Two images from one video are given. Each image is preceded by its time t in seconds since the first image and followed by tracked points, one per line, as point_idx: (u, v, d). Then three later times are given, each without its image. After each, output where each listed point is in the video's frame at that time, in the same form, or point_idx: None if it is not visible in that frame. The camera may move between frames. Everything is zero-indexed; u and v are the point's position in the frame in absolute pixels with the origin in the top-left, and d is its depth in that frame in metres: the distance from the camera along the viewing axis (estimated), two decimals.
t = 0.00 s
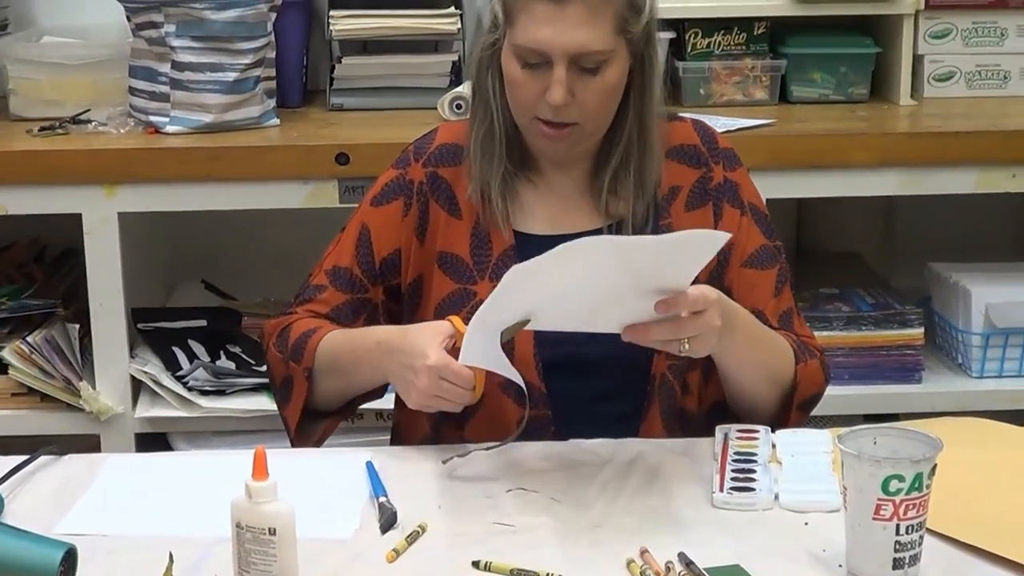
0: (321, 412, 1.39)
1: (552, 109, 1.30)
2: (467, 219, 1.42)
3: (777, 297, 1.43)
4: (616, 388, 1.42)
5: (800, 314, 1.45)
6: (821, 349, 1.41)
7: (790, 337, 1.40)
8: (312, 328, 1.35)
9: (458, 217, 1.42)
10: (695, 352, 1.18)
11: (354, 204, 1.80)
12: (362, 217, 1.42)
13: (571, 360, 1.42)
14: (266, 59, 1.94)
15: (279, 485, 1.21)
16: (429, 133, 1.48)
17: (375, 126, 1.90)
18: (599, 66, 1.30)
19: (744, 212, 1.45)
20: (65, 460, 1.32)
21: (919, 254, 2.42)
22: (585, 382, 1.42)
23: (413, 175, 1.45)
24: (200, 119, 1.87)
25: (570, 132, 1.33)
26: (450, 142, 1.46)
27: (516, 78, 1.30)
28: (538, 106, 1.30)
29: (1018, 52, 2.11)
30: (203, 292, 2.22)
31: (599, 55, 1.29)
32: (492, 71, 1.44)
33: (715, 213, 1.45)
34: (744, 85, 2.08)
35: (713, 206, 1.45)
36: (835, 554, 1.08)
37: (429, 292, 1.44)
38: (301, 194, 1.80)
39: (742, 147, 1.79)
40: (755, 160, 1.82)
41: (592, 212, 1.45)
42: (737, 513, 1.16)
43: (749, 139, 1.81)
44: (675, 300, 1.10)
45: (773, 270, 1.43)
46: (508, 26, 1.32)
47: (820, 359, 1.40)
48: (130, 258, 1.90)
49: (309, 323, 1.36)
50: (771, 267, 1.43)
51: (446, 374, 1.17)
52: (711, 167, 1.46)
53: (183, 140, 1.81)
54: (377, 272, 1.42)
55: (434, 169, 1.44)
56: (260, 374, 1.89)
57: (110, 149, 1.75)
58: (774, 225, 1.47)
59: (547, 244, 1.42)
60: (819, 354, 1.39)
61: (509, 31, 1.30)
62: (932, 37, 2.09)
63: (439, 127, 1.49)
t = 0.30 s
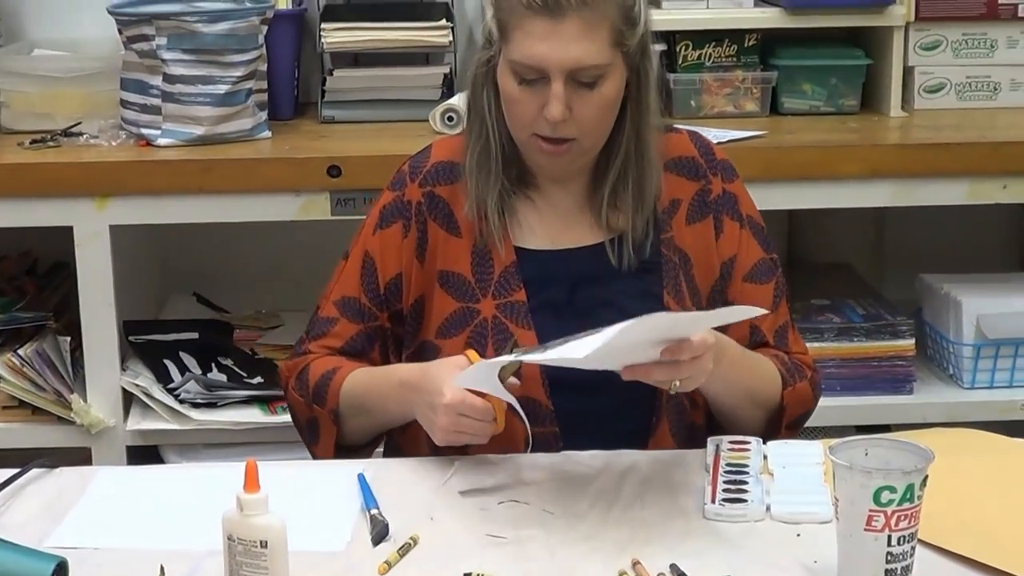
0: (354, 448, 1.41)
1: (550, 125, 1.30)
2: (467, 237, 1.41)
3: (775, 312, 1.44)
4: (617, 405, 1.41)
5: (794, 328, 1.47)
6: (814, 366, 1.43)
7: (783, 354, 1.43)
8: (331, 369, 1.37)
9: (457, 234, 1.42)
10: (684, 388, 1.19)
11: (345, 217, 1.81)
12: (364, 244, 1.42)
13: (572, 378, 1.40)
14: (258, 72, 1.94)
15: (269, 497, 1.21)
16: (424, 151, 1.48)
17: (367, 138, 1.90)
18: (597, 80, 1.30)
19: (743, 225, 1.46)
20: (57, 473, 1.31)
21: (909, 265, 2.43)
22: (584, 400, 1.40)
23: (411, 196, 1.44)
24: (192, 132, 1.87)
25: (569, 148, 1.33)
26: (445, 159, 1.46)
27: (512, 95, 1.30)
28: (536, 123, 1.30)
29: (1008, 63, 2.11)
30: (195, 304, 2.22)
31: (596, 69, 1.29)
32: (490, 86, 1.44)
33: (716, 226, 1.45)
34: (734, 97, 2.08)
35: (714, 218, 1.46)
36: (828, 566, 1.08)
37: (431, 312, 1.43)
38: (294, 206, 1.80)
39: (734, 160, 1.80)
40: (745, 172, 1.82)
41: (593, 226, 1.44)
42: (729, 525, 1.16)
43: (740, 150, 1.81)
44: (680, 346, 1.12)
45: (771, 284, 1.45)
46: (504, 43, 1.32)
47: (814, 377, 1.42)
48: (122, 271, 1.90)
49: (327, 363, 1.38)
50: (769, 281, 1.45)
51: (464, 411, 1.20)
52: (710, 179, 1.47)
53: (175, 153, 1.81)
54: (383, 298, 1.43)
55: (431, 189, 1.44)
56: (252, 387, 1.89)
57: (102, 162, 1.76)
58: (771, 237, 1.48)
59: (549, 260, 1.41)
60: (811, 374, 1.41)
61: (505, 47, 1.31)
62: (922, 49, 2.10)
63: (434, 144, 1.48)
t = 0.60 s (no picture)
0: (356, 448, 1.41)
1: (553, 126, 1.30)
2: (469, 237, 1.41)
3: (777, 318, 1.44)
4: (618, 405, 1.41)
5: (795, 334, 1.47)
6: (814, 373, 1.44)
7: (785, 360, 1.43)
8: (335, 368, 1.37)
9: (460, 234, 1.42)
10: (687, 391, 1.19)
11: (343, 217, 1.81)
12: (368, 242, 1.42)
13: (574, 378, 1.40)
14: (255, 72, 1.94)
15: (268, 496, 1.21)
16: (427, 149, 1.48)
17: (365, 138, 1.90)
18: (601, 81, 1.29)
19: (746, 230, 1.46)
20: (54, 473, 1.31)
21: (907, 266, 2.43)
22: (585, 400, 1.40)
23: (414, 195, 1.44)
24: (190, 132, 1.87)
25: (573, 149, 1.32)
26: (449, 158, 1.46)
27: (516, 96, 1.30)
28: (539, 123, 1.30)
29: (1006, 63, 2.11)
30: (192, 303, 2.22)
31: (600, 70, 1.28)
32: (493, 86, 1.43)
33: (719, 230, 1.45)
34: (732, 97, 2.08)
35: (718, 222, 1.45)
36: (826, 566, 1.08)
37: (433, 311, 1.43)
38: (292, 206, 1.80)
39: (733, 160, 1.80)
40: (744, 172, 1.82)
41: (597, 227, 1.43)
42: (728, 525, 1.16)
43: (738, 151, 1.81)
44: (686, 348, 1.11)
45: (774, 290, 1.45)
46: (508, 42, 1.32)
47: (814, 383, 1.42)
48: (120, 271, 1.90)
49: (330, 361, 1.38)
50: (772, 287, 1.45)
51: (467, 415, 1.20)
52: (714, 183, 1.46)
53: (172, 153, 1.81)
54: (387, 297, 1.43)
55: (435, 188, 1.44)
56: (250, 387, 1.89)
57: (100, 162, 1.76)
58: (774, 243, 1.48)
59: (552, 261, 1.41)
60: (811, 380, 1.42)
61: (509, 48, 1.31)
62: (920, 49, 2.10)
63: (437, 143, 1.48)
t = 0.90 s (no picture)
0: (332, 450, 1.41)
1: (522, 133, 1.30)
2: (442, 241, 1.41)
3: (750, 327, 1.44)
4: (587, 408, 1.41)
5: (768, 344, 1.47)
6: (788, 382, 1.43)
7: (759, 369, 1.43)
8: (310, 372, 1.36)
9: (433, 237, 1.42)
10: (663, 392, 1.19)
11: (318, 223, 1.82)
12: (343, 245, 1.42)
13: (544, 382, 1.40)
14: (228, 78, 1.94)
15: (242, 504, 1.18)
16: (402, 153, 1.48)
17: (339, 144, 1.91)
18: (568, 88, 1.30)
19: (720, 238, 1.46)
20: (29, 481, 1.28)
21: (881, 267, 2.44)
22: (555, 402, 1.41)
23: (388, 198, 1.44)
24: (163, 138, 1.88)
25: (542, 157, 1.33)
26: (423, 162, 1.46)
27: (485, 103, 1.30)
28: (508, 130, 1.30)
29: (978, 65, 2.13)
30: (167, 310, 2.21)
31: (568, 77, 1.29)
32: (464, 91, 1.43)
33: (693, 238, 1.45)
34: (705, 101, 2.09)
35: (692, 230, 1.45)
36: (800, 568, 1.07)
37: (406, 315, 1.43)
38: (266, 213, 1.81)
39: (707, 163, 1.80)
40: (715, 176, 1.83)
41: (570, 231, 1.44)
42: (704, 527, 1.15)
43: (710, 154, 1.82)
44: (640, 344, 1.12)
45: (747, 298, 1.45)
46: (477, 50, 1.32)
47: (788, 391, 1.42)
48: (93, 279, 1.91)
49: (304, 365, 1.37)
50: (745, 296, 1.45)
51: (441, 411, 1.20)
52: (688, 191, 1.47)
53: (145, 159, 1.81)
54: (361, 300, 1.42)
55: (409, 191, 1.44)
56: (224, 393, 1.88)
57: (71, 170, 1.76)
58: (749, 252, 1.48)
59: (526, 266, 1.41)
60: (785, 388, 1.42)
61: (477, 56, 1.31)
62: (892, 51, 2.11)
63: (412, 146, 1.48)
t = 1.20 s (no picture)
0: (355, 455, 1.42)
1: (525, 141, 1.30)
2: (446, 247, 1.42)
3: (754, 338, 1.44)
4: (592, 417, 1.41)
5: (772, 355, 1.47)
6: (792, 393, 1.43)
7: (762, 380, 1.43)
8: (326, 386, 1.37)
9: (438, 243, 1.42)
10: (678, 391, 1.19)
11: (322, 230, 1.82)
12: (352, 253, 1.43)
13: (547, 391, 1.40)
14: (232, 86, 1.94)
15: (245, 512, 1.19)
16: (409, 159, 1.48)
17: (343, 152, 1.91)
18: (572, 97, 1.30)
19: (726, 249, 1.45)
20: (32, 489, 1.28)
21: (884, 276, 2.44)
22: (560, 411, 1.41)
23: (395, 205, 1.44)
24: (167, 146, 1.88)
25: (546, 165, 1.33)
26: (429, 169, 1.46)
27: (489, 112, 1.30)
28: (512, 139, 1.30)
29: (982, 73, 2.13)
30: (170, 317, 2.21)
31: (571, 85, 1.29)
32: (468, 100, 1.43)
33: (698, 248, 1.45)
34: (709, 109, 2.10)
35: (697, 240, 1.45)
36: None
37: (412, 321, 1.43)
38: (270, 220, 1.81)
39: (711, 172, 1.80)
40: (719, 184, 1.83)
41: (574, 239, 1.44)
42: (706, 536, 1.14)
43: (713, 163, 1.82)
44: (652, 341, 1.11)
45: (751, 310, 1.44)
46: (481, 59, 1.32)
47: (792, 402, 1.43)
48: (97, 287, 1.91)
49: (319, 379, 1.38)
50: (749, 307, 1.45)
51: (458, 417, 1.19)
52: (694, 201, 1.46)
53: (149, 167, 1.82)
54: (369, 306, 1.43)
55: (415, 198, 1.44)
56: (227, 401, 1.88)
57: (75, 176, 1.76)
58: (755, 263, 1.47)
59: (529, 273, 1.41)
60: (789, 400, 1.42)
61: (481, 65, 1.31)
62: (896, 60, 2.11)
63: (419, 153, 1.49)
